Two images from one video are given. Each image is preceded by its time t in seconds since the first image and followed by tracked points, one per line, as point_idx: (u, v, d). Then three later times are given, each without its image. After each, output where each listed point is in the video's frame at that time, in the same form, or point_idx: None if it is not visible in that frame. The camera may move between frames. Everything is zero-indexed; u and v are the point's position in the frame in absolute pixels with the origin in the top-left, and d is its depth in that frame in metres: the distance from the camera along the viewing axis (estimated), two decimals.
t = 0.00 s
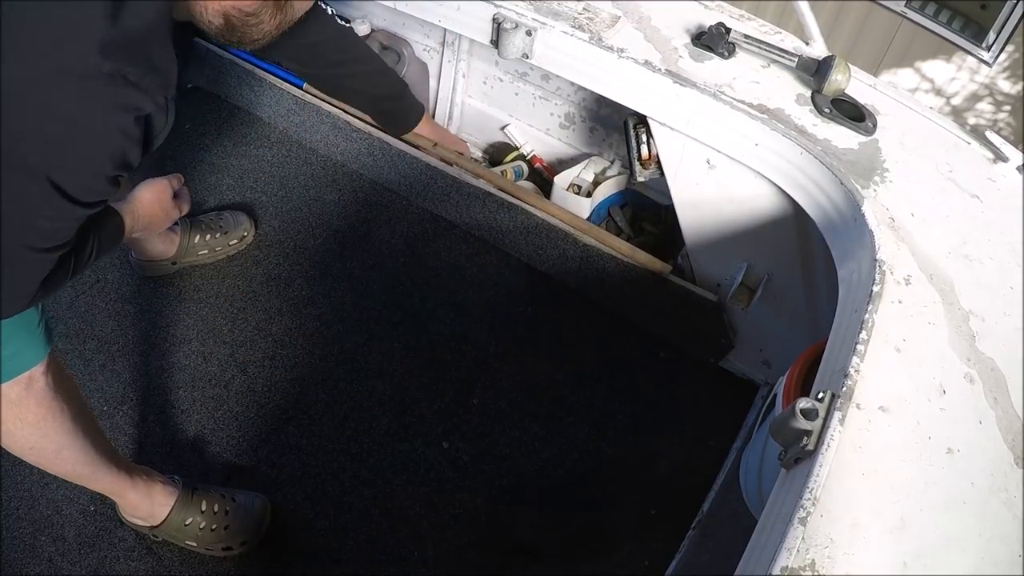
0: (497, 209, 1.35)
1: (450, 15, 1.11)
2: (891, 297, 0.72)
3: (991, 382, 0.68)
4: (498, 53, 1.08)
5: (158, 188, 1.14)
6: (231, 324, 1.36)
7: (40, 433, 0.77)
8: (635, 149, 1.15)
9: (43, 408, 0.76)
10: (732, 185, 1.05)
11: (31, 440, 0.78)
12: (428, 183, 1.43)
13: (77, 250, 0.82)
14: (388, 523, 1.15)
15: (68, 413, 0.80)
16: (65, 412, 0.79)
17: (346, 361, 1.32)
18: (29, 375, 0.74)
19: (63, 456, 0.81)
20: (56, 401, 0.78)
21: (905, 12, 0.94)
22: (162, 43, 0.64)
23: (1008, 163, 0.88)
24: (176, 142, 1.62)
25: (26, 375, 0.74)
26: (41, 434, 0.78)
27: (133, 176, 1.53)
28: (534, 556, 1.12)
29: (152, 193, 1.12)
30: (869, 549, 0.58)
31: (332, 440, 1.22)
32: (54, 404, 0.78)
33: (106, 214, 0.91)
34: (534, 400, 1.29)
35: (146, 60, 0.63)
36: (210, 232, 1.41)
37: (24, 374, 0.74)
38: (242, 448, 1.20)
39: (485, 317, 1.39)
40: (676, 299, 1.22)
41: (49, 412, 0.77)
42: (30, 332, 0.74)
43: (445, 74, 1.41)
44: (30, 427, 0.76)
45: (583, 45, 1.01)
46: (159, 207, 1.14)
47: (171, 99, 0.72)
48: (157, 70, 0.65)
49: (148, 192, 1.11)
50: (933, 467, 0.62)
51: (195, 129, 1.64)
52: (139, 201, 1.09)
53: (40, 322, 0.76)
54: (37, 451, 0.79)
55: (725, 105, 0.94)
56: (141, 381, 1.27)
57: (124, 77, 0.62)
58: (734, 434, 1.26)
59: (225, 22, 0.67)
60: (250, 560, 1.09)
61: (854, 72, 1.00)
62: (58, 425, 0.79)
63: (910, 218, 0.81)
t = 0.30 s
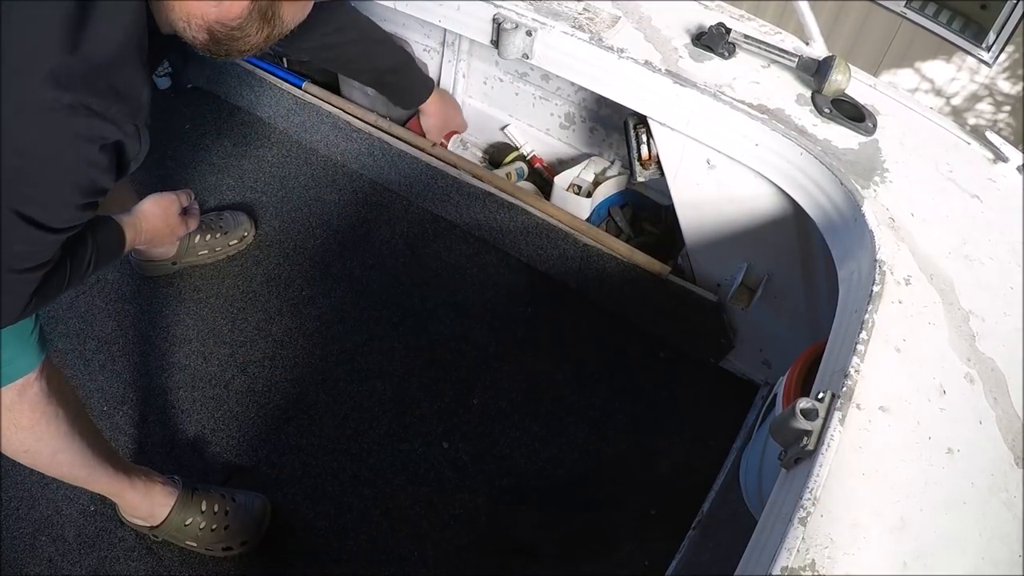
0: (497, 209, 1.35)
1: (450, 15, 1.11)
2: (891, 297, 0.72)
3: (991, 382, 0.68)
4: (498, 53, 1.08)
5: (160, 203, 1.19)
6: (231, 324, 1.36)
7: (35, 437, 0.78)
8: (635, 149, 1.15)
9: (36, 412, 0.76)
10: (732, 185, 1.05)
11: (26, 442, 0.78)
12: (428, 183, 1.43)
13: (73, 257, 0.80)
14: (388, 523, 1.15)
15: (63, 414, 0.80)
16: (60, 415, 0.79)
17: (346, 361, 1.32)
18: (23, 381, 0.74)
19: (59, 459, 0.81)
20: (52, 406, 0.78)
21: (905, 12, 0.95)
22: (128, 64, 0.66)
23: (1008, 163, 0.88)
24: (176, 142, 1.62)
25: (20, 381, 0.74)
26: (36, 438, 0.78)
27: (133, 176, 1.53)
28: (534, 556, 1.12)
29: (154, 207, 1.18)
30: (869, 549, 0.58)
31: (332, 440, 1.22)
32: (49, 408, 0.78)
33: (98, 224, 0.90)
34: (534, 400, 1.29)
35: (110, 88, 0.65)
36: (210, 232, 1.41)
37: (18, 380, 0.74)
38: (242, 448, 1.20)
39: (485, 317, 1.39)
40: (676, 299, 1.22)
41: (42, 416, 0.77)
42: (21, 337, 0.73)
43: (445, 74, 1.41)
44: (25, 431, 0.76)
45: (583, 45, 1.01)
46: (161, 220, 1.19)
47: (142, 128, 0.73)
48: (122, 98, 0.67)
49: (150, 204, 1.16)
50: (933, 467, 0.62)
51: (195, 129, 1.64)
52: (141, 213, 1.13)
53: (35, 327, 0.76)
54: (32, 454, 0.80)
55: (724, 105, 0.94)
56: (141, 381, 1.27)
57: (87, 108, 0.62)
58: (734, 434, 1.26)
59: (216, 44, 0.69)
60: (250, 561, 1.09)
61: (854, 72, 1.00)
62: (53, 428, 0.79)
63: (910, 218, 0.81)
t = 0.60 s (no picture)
0: (497, 209, 1.35)
1: (450, 15, 1.11)
2: (891, 297, 0.72)
3: (991, 382, 0.68)
4: (498, 53, 1.08)
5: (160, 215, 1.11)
6: (231, 324, 1.36)
7: (37, 442, 0.78)
8: (635, 149, 1.15)
9: (39, 418, 0.77)
10: (732, 185, 1.05)
11: (29, 448, 0.79)
12: (428, 183, 1.43)
13: (71, 261, 0.79)
14: (388, 523, 1.15)
15: (67, 421, 0.80)
16: (62, 421, 0.80)
17: (346, 361, 1.32)
18: (24, 389, 0.74)
19: (61, 463, 0.82)
20: (54, 412, 0.78)
21: (905, 12, 0.95)
22: (100, 90, 0.63)
23: (1008, 163, 0.88)
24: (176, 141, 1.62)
25: (21, 389, 0.74)
26: (39, 444, 0.78)
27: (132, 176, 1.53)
28: (534, 556, 1.12)
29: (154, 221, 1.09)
30: (869, 549, 0.58)
31: (332, 440, 1.22)
32: (52, 415, 0.78)
33: (95, 234, 0.87)
34: (534, 400, 1.29)
35: (81, 118, 0.62)
36: (210, 232, 1.41)
37: (18, 389, 0.74)
38: (242, 448, 1.20)
39: (485, 317, 1.39)
40: (676, 299, 1.22)
41: (45, 422, 0.77)
42: (24, 345, 0.73)
43: (445, 74, 1.41)
44: (27, 437, 0.77)
45: (583, 45, 1.01)
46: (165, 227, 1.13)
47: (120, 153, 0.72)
48: (95, 128, 0.64)
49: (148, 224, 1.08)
50: (933, 467, 0.62)
51: (195, 129, 1.63)
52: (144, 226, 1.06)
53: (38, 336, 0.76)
54: (35, 459, 0.81)
55: (725, 105, 0.94)
56: (141, 381, 1.27)
57: (54, 140, 0.60)
58: (734, 434, 1.26)
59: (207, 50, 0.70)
60: (249, 560, 1.09)
61: (854, 72, 1.00)
62: (55, 434, 0.79)
63: (910, 218, 0.81)
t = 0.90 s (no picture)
0: (497, 209, 1.35)
1: (450, 15, 1.11)
2: (891, 297, 0.72)
3: (991, 381, 0.68)
4: (498, 53, 1.08)
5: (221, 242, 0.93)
6: (231, 324, 1.36)
7: (43, 444, 0.79)
8: (635, 149, 1.15)
9: (44, 420, 0.77)
10: (732, 185, 1.05)
11: (34, 449, 0.80)
12: (428, 183, 1.43)
13: (77, 264, 0.73)
14: (388, 523, 1.15)
15: (70, 424, 0.81)
16: (68, 422, 0.81)
17: (346, 361, 1.32)
18: (31, 392, 0.75)
19: (65, 465, 0.83)
20: (60, 414, 0.79)
21: (905, 12, 0.95)
22: (67, 77, 0.59)
23: (1008, 163, 0.88)
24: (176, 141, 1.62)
25: (28, 392, 0.75)
26: (44, 445, 0.79)
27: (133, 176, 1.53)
28: (534, 556, 1.12)
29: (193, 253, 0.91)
30: (869, 549, 0.58)
31: (332, 440, 1.22)
32: (58, 417, 0.79)
33: (111, 255, 0.76)
34: (534, 400, 1.29)
35: (47, 110, 0.58)
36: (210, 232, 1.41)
37: (24, 391, 0.74)
38: (242, 448, 1.20)
39: (485, 317, 1.39)
40: (676, 299, 1.22)
41: (50, 424, 0.78)
42: (29, 349, 0.73)
43: (445, 74, 1.41)
44: (32, 438, 0.78)
45: (583, 45, 1.01)
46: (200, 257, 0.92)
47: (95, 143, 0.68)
48: (61, 120, 0.60)
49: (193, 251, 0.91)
50: (933, 467, 0.62)
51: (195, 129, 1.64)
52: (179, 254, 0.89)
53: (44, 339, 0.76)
54: (40, 460, 0.81)
55: (724, 105, 0.94)
56: (141, 381, 1.27)
57: (19, 137, 0.56)
58: (734, 434, 1.26)
59: (180, 42, 0.67)
60: (249, 560, 1.09)
61: (854, 72, 1.00)
62: (60, 435, 0.80)
63: (910, 218, 0.81)
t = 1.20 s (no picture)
0: (497, 209, 1.36)
1: (450, 15, 1.11)
2: (891, 297, 0.72)
3: (991, 381, 0.68)
4: (498, 53, 1.08)
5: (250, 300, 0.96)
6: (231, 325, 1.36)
7: (47, 451, 0.80)
8: (635, 149, 1.15)
9: (49, 427, 0.78)
10: (732, 185, 1.05)
11: (40, 456, 0.80)
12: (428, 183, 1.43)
13: (88, 278, 0.78)
14: (388, 523, 1.15)
15: (76, 433, 0.82)
16: (73, 429, 0.81)
17: (346, 361, 1.32)
18: (36, 400, 0.76)
19: (69, 469, 0.84)
20: (65, 421, 0.80)
21: (905, 12, 0.95)
22: (37, 59, 0.58)
23: (1008, 163, 0.88)
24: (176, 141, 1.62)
25: (34, 399, 0.76)
26: (48, 452, 0.80)
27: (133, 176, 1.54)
28: (534, 556, 1.12)
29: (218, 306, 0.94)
30: (869, 549, 0.58)
31: (332, 440, 1.22)
32: (63, 425, 0.80)
33: (133, 291, 0.82)
34: (534, 400, 1.29)
35: (19, 93, 0.56)
36: (210, 232, 1.41)
37: (31, 398, 0.75)
38: (242, 448, 1.20)
39: (485, 317, 1.39)
40: (676, 299, 1.22)
41: (55, 431, 0.79)
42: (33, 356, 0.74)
43: (445, 74, 1.41)
44: (37, 445, 0.79)
45: (583, 45, 1.01)
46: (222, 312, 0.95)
47: (75, 129, 0.66)
48: (32, 104, 0.58)
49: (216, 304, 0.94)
50: (933, 467, 0.62)
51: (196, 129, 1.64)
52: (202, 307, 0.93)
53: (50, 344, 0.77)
54: (44, 465, 0.82)
55: (724, 105, 0.94)
56: (141, 381, 1.27)
57: None
58: (734, 434, 1.26)
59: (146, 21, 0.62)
60: (249, 560, 1.09)
61: (854, 72, 1.00)
62: (64, 442, 0.81)
63: (910, 218, 0.81)
